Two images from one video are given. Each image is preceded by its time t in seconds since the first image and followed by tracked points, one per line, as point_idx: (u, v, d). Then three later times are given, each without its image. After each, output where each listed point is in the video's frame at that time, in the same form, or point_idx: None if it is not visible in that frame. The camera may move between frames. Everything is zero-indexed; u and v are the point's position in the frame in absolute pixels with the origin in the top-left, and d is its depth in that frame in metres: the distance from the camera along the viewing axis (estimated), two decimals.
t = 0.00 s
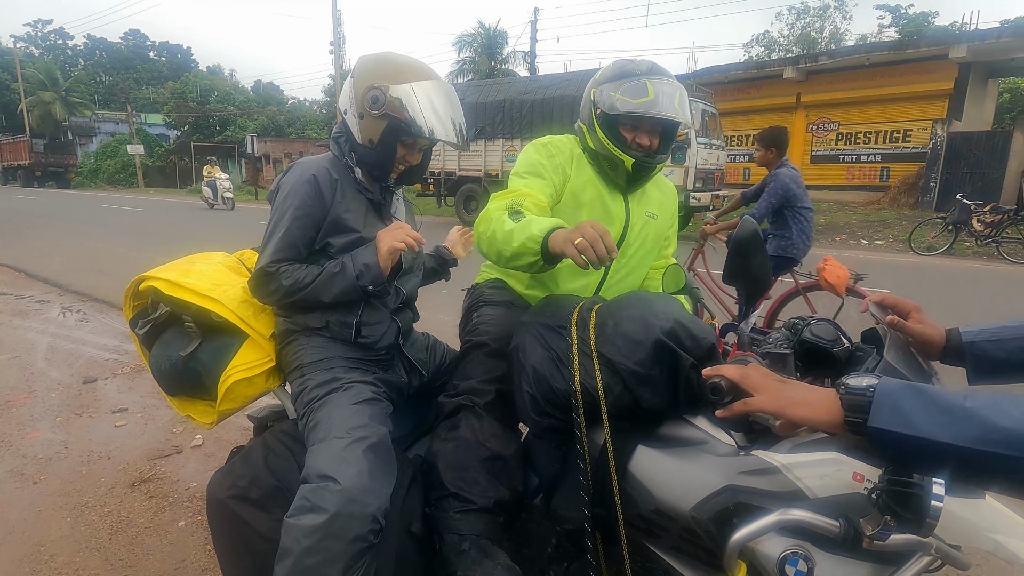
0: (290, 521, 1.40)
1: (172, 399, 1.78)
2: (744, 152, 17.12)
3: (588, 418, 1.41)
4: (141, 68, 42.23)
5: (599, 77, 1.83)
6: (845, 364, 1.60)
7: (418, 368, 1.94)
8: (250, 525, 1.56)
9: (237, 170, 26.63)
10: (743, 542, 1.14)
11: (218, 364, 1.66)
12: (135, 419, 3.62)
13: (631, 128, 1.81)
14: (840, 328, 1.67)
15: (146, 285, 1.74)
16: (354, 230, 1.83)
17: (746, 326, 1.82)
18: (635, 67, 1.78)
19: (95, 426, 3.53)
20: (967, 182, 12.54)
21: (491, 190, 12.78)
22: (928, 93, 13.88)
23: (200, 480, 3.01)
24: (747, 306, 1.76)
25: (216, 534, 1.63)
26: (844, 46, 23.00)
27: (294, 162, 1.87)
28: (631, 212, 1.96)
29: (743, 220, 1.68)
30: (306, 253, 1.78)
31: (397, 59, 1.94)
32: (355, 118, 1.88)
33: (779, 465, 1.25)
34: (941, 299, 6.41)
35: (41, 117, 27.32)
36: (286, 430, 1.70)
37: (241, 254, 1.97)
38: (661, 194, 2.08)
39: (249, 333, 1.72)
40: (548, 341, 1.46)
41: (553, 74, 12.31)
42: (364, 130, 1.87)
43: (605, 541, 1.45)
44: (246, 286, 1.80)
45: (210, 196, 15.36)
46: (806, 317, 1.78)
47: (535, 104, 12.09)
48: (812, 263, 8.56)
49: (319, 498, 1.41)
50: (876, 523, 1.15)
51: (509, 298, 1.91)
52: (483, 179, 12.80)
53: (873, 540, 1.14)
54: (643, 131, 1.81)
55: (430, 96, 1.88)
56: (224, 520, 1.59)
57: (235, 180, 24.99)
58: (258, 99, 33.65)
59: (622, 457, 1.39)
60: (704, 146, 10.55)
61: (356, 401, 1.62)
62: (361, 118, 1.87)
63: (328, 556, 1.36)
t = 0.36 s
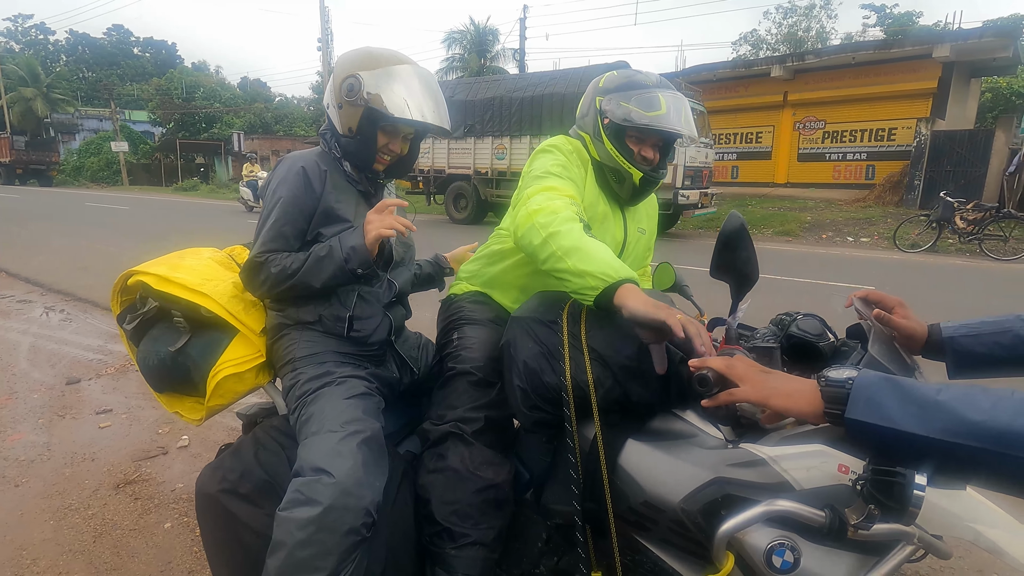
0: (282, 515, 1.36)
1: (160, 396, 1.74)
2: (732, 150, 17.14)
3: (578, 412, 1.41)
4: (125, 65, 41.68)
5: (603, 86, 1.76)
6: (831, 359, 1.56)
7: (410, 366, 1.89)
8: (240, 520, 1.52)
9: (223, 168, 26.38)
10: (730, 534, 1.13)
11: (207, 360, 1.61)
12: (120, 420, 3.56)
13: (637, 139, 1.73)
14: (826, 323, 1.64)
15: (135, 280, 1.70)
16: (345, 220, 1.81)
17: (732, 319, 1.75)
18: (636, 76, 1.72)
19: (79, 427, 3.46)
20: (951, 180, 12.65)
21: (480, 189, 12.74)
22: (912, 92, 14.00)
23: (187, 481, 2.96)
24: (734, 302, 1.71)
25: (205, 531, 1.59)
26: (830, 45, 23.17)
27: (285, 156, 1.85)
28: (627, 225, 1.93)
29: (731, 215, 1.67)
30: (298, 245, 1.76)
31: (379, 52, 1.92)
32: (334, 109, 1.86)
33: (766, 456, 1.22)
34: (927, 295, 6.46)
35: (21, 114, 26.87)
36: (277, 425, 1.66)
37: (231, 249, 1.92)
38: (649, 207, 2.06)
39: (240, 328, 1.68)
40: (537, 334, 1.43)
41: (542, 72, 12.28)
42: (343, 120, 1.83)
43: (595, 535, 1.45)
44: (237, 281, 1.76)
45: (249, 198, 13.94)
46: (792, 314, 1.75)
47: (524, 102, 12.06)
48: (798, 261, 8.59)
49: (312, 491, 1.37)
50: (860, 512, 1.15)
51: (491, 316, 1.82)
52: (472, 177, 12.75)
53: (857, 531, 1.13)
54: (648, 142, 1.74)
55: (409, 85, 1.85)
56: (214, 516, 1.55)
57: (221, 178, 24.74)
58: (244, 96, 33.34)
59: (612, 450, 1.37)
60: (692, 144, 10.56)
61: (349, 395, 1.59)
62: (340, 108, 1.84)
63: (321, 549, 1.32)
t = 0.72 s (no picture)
0: (272, 517, 1.34)
1: (146, 397, 1.72)
2: (725, 148, 17.16)
3: (569, 412, 1.39)
4: (114, 61, 41.29)
5: (598, 76, 1.73)
6: (823, 356, 1.56)
7: (400, 364, 1.88)
8: (227, 522, 1.49)
9: (214, 165, 26.21)
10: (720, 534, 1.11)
11: (194, 360, 1.59)
12: (110, 420, 3.52)
13: (637, 127, 1.72)
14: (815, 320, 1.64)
15: (119, 280, 1.67)
16: (340, 217, 1.80)
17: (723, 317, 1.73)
18: (633, 62, 1.71)
19: (67, 428, 3.42)
20: (940, 178, 12.71)
21: (473, 186, 12.71)
22: (901, 90, 14.08)
23: (177, 481, 2.93)
24: (725, 299, 1.70)
25: (192, 532, 1.56)
26: (821, 43, 23.23)
27: (274, 156, 1.82)
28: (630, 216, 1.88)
29: (722, 212, 1.65)
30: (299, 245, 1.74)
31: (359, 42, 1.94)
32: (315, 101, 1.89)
33: (756, 454, 1.21)
34: (917, 292, 6.49)
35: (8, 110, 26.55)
36: (265, 426, 1.63)
37: (218, 246, 1.88)
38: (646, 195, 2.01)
39: (227, 328, 1.66)
40: (528, 333, 1.40)
41: (535, 69, 12.25)
42: (322, 109, 1.85)
43: (585, 533, 1.44)
44: (224, 281, 1.73)
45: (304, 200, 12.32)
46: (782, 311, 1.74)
47: (517, 99, 12.03)
48: (789, 257, 8.62)
49: (303, 493, 1.35)
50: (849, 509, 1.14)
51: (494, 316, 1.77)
52: (465, 174, 12.71)
53: (846, 528, 1.12)
54: (648, 129, 1.73)
55: (379, 65, 1.87)
56: (200, 518, 1.52)
57: (211, 176, 24.58)
58: (235, 93, 33.12)
59: (602, 449, 1.36)
60: (684, 141, 10.56)
61: (339, 396, 1.57)
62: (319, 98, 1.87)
63: (311, 551, 1.30)
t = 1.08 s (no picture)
0: (281, 500, 1.33)
1: (151, 387, 1.70)
2: (721, 146, 17.14)
3: (574, 401, 1.38)
4: (109, 59, 41.08)
5: (597, 83, 1.72)
6: (821, 352, 1.54)
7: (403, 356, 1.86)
8: (232, 508, 1.48)
9: (210, 164, 26.12)
10: (720, 519, 1.11)
11: (202, 350, 1.58)
12: (106, 419, 3.50)
13: (634, 137, 1.75)
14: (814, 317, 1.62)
15: (126, 270, 1.66)
16: (345, 212, 1.79)
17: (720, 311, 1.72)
18: (633, 76, 1.72)
19: (63, 427, 3.40)
20: (936, 176, 12.73)
21: (470, 184, 12.69)
22: (898, 89, 14.09)
23: (174, 480, 2.92)
24: (721, 293, 1.69)
25: (196, 520, 1.55)
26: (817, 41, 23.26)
27: (271, 153, 1.80)
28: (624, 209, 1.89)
29: (715, 207, 1.65)
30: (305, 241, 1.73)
31: (358, 37, 1.90)
32: (322, 104, 1.85)
33: (754, 444, 1.23)
34: (913, 290, 6.49)
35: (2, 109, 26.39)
36: (270, 415, 1.61)
37: (225, 239, 1.86)
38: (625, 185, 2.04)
39: (234, 319, 1.63)
40: (531, 325, 1.40)
41: (531, 67, 12.23)
42: (333, 114, 1.84)
43: (587, 524, 1.41)
44: (231, 272, 1.71)
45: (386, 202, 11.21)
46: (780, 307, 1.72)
47: (514, 97, 12.01)
48: (785, 256, 8.62)
49: (313, 477, 1.33)
50: (847, 497, 1.13)
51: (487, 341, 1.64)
52: (462, 173, 12.69)
53: (844, 515, 1.11)
54: (640, 139, 1.77)
55: (393, 75, 1.85)
56: (205, 505, 1.51)
57: (207, 174, 24.50)
58: (231, 91, 33.01)
59: (604, 439, 1.34)
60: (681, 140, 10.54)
61: (346, 385, 1.54)
62: (328, 103, 1.84)
63: (319, 536, 1.30)
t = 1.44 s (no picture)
0: (283, 505, 1.32)
1: (148, 390, 1.70)
2: (720, 147, 17.15)
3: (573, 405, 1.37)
4: (107, 60, 41.08)
5: (583, 84, 1.77)
6: (819, 354, 1.54)
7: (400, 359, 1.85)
8: (231, 512, 1.48)
9: (209, 165, 26.14)
10: (719, 522, 1.10)
11: (200, 353, 1.58)
12: (104, 421, 3.49)
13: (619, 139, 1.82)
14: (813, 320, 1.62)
15: (125, 274, 1.65)
16: (353, 215, 1.81)
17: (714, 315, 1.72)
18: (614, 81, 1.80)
19: (61, 429, 3.39)
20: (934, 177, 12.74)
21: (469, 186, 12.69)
22: (896, 90, 14.11)
23: (172, 482, 2.91)
24: (712, 298, 1.69)
25: (194, 523, 1.54)
26: (816, 43, 23.32)
27: (283, 153, 1.82)
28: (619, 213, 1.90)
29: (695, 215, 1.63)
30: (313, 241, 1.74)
31: (365, 43, 1.90)
32: (335, 108, 1.86)
33: (753, 448, 1.24)
34: (913, 291, 6.49)
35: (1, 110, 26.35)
36: (268, 419, 1.61)
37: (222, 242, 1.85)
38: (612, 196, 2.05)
39: (231, 322, 1.63)
40: (531, 328, 1.40)
41: (531, 69, 12.24)
42: (346, 118, 1.85)
43: (585, 529, 1.40)
44: (228, 274, 1.70)
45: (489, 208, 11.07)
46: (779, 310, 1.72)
47: (513, 99, 12.02)
48: (784, 257, 8.62)
49: (316, 482, 1.33)
50: (845, 500, 1.14)
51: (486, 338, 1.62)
52: (461, 174, 12.69)
53: (842, 518, 1.11)
54: (623, 140, 1.82)
55: (405, 79, 1.86)
56: (203, 509, 1.50)
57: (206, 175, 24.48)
58: (230, 92, 33.01)
59: (603, 442, 1.34)
60: (680, 142, 10.52)
61: (346, 389, 1.54)
62: (341, 107, 1.85)
63: (322, 541, 1.29)
